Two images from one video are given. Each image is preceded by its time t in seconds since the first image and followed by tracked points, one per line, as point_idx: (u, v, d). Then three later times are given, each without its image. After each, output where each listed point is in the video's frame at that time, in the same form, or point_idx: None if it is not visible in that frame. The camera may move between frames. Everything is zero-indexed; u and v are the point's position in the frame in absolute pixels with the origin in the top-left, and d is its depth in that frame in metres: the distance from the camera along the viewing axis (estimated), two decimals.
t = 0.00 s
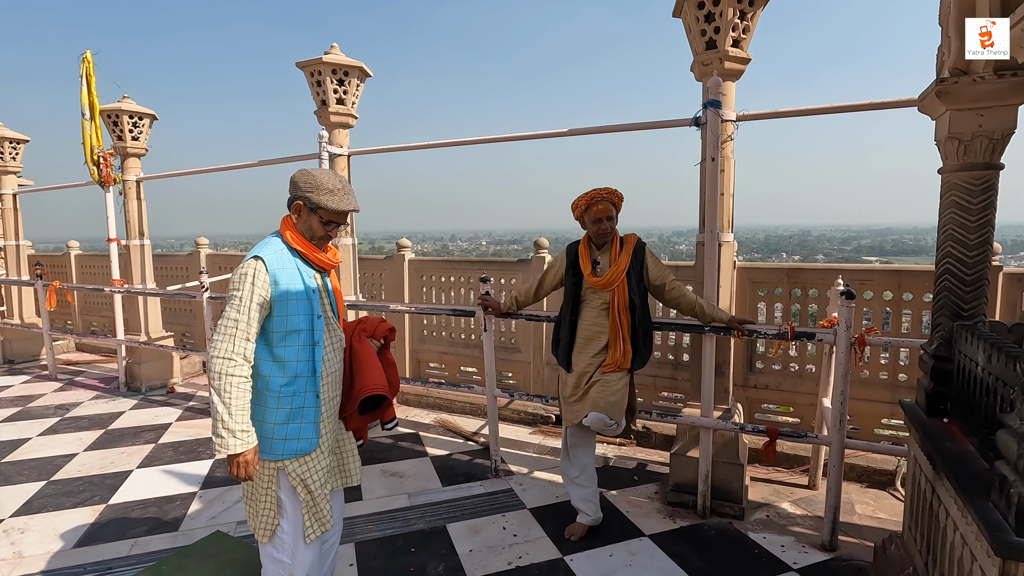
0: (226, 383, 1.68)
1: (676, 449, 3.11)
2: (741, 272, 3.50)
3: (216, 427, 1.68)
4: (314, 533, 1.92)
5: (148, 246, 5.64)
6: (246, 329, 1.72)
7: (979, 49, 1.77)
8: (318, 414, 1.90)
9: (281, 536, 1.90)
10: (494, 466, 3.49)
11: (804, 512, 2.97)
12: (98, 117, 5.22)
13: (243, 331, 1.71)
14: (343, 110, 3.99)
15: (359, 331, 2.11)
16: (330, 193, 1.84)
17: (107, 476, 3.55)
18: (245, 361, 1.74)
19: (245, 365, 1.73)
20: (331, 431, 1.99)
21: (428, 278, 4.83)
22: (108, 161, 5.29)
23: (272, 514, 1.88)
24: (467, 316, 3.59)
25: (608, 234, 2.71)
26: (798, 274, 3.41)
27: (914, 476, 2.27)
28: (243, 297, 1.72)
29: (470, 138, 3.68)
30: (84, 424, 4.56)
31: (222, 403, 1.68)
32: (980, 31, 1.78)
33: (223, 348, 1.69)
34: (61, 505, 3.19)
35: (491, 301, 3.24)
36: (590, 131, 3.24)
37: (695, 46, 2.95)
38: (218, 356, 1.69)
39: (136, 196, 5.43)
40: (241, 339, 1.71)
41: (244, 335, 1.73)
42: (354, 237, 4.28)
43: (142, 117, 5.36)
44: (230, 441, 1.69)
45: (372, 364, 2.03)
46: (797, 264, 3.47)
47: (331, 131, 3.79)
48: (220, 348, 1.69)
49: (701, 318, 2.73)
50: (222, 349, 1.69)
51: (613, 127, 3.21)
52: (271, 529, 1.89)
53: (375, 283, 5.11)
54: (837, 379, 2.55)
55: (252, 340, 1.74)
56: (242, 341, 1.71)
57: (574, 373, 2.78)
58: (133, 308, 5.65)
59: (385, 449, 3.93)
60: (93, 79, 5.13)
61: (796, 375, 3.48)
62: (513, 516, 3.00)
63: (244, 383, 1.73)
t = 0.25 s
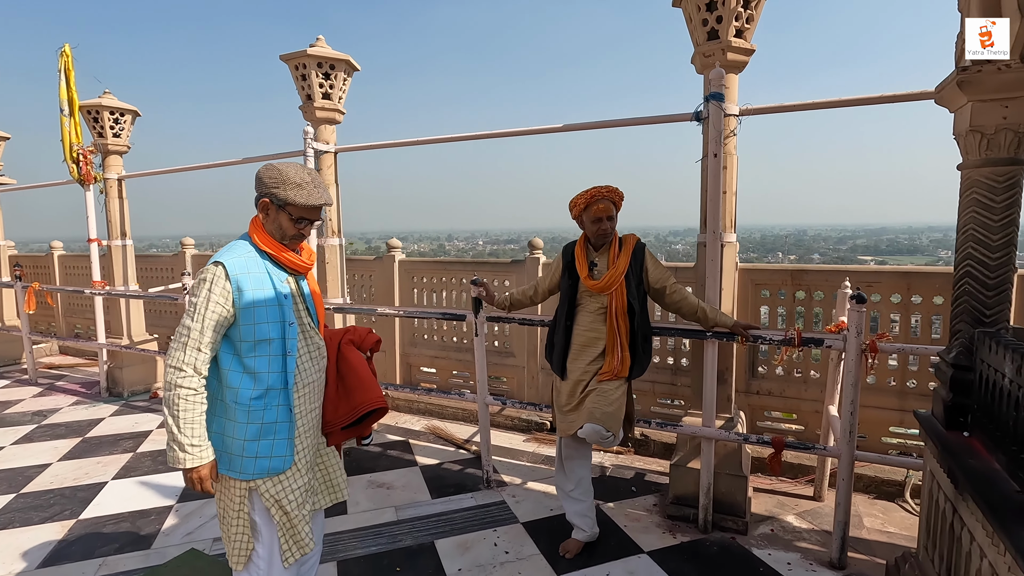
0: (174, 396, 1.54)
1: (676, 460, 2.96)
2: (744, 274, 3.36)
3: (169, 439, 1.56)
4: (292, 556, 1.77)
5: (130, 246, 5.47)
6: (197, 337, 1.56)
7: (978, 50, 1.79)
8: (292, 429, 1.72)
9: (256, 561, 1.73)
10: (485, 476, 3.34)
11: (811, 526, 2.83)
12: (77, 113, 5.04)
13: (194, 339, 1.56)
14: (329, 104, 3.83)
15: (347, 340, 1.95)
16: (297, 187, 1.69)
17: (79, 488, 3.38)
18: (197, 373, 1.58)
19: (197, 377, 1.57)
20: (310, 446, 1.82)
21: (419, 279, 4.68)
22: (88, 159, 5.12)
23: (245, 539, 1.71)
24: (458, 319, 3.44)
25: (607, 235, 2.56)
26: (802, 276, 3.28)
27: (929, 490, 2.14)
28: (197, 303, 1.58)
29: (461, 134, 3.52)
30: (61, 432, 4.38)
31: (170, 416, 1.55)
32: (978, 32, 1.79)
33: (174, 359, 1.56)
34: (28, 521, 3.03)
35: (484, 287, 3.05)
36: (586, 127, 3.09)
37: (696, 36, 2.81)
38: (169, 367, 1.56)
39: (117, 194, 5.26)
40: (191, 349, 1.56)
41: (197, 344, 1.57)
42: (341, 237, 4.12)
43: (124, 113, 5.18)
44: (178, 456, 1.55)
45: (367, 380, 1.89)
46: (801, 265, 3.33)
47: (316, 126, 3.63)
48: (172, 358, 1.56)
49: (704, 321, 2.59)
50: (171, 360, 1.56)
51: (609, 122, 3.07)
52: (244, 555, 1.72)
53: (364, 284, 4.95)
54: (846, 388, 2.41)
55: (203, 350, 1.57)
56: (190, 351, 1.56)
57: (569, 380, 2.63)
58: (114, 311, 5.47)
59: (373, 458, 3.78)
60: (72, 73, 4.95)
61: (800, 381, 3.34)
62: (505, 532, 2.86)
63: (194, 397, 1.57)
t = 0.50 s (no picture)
0: (140, 420, 1.41)
1: (676, 474, 2.82)
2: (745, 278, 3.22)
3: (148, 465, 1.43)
4: None
5: (111, 249, 5.29)
6: (155, 355, 1.43)
7: (978, 53, 1.68)
8: (252, 458, 1.57)
9: None
10: (477, 491, 3.18)
11: (817, 544, 2.69)
12: (54, 111, 4.86)
13: (152, 358, 1.43)
14: (312, 102, 3.67)
15: (319, 362, 1.78)
16: (269, 188, 1.54)
17: (48, 505, 3.21)
18: (158, 395, 1.44)
19: (160, 400, 1.44)
20: (274, 475, 1.66)
21: (409, 283, 4.52)
22: (65, 159, 4.94)
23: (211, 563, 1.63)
24: (447, 327, 3.28)
25: (604, 239, 2.42)
26: (806, 281, 3.15)
27: (949, 513, 1.98)
28: (150, 318, 1.44)
29: (451, 133, 3.37)
30: (35, 443, 4.20)
31: (142, 441, 1.42)
32: (978, 32, 1.67)
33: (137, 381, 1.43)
34: None
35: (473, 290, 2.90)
36: (580, 125, 2.95)
37: (697, 30, 2.67)
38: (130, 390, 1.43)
39: (96, 196, 5.08)
40: (147, 369, 1.43)
41: (154, 364, 1.44)
42: (326, 240, 3.96)
43: (103, 111, 5.01)
44: (161, 483, 1.43)
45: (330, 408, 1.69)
46: (805, 269, 3.20)
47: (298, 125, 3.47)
48: (133, 381, 1.43)
49: (705, 330, 2.45)
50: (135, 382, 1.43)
51: (605, 120, 2.92)
52: None
53: (353, 289, 4.79)
54: (856, 401, 2.26)
55: (161, 371, 1.43)
56: (147, 372, 1.42)
57: (563, 393, 2.49)
58: (94, 316, 5.29)
59: (360, 471, 3.62)
60: (48, 70, 4.77)
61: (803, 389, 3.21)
62: (497, 551, 2.70)
63: (161, 421, 1.43)
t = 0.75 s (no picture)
0: (93, 443, 1.27)
1: (677, 482, 2.70)
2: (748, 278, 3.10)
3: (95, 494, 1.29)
4: None
5: (93, 248, 5.13)
6: (116, 371, 1.29)
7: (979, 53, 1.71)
8: (226, 484, 1.41)
9: None
10: (470, 499, 3.04)
11: (825, 554, 2.58)
12: (32, 105, 4.70)
13: (113, 374, 1.29)
14: (299, 95, 3.53)
15: (296, 374, 1.58)
16: (250, 179, 1.40)
17: (20, 516, 3.06)
18: (119, 416, 1.30)
19: (120, 421, 1.29)
20: (253, 502, 1.50)
21: (400, 283, 4.39)
22: (44, 154, 4.78)
23: None
24: (439, 328, 3.16)
25: (603, 236, 2.30)
26: (811, 280, 3.04)
27: (970, 526, 1.87)
28: (112, 329, 1.30)
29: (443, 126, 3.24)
30: (11, 449, 4.04)
31: (93, 466, 1.28)
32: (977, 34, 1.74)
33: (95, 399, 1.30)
34: None
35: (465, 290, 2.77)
36: (577, 117, 2.83)
37: (699, 17, 2.55)
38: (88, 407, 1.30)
39: (77, 193, 4.92)
40: (107, 386, 1.29)
41: (115, 380, 1.29)
42: (314, 238, 3.83)
43: (84, 105, 4.85)
44: (101, 518, 1.28)
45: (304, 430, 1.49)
46: (809, 268, 3.09)
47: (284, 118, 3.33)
48: (92, 398, 1.30)
49: (708, 331, 2.33)
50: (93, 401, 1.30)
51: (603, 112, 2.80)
52: None
53: (343, 289, 4.66)
54: (869, 406, 2.15)
55: (123, 389, 1.29)
56: (106, 389, 1.28)
57: (560, 398, 2.36)
58: (75, 317, 5.13)
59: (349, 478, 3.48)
60: (26, 62, 4.61)
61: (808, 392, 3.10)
62: (490, 564, 2.58)
63: (119, 448, 1.29)
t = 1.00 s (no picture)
0: (32, 485, 1.07)
1: (684, 491, 2.57)
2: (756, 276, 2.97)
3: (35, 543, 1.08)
4: None
5: (75, 246, 4.96)
6: (59, 398, 1.09)
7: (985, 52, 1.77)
8: (201, 524, 1.23)
9: None
10: (466, 508, 2.90)
11: (839, 567, 2.45)
12: (10, 98, 4.52)
13: (55, 401, 1.09)
14: (287, 86, 3.38)
15: (282, 395, 1.40)
16: (228, 165, 1.23)
17: None
18: (64, 451, 1.09)
19: (66, 457, 1.09)
20: (237, 542, 1.32)
21: (393, 283, 4.25)
22: (23, 149, 4.60)
23: None
24: (434, 330, 3.01)
25: (607, 232, 2.16)
26: (821, 279, 2.91)
27: (1001, 541, 1.75)
28: (55, 347, 1.10)
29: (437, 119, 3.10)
30: None
31: (32, 512, 1.07)
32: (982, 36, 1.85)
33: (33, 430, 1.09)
34: None
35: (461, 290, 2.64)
36: (578, 108, 2.69)
37: (707, 1, 2.42)
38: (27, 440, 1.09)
39: (59, 190, 4.75)
40: (50, 416, 1.08)
41: (58, 408, 1.09)
42: (303, 236, 3.68)
43: (65, 99, 4.68)
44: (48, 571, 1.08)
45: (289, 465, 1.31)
46: (820, 266, 2.97)
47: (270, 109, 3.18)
48: (30, 428, 1.09)
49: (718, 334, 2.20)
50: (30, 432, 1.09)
51: (605, 103, 2.67)
52: None
53: (334, 288, 4.51)
54: (889, 412, 2.03)
55: (68, 418, 1.09)
56: (47, 419, 1.08)
57: (560, 404, 2.22)
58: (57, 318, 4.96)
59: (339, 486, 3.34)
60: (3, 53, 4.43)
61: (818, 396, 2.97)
62: None
63: (65, 489, 1.08)
